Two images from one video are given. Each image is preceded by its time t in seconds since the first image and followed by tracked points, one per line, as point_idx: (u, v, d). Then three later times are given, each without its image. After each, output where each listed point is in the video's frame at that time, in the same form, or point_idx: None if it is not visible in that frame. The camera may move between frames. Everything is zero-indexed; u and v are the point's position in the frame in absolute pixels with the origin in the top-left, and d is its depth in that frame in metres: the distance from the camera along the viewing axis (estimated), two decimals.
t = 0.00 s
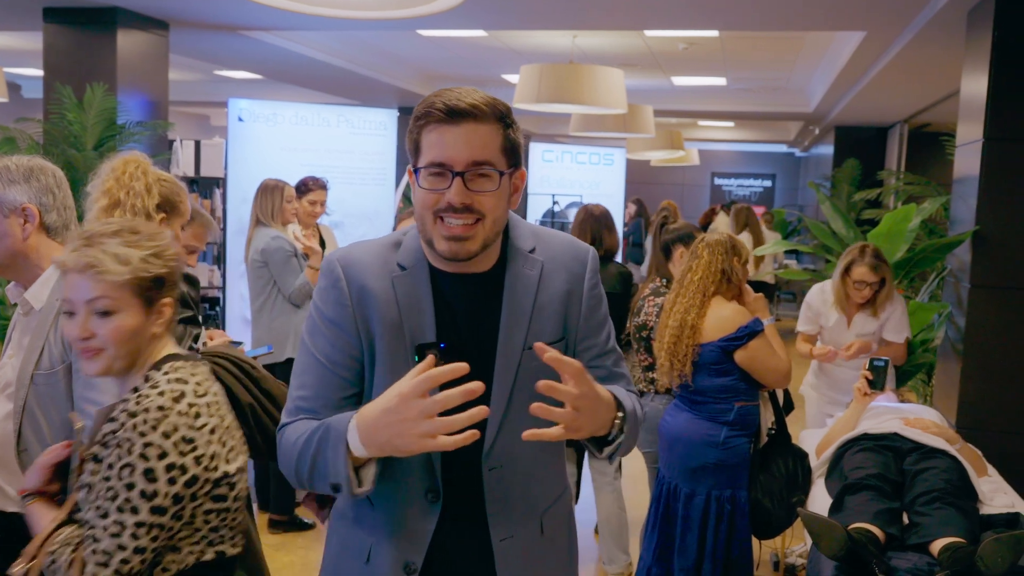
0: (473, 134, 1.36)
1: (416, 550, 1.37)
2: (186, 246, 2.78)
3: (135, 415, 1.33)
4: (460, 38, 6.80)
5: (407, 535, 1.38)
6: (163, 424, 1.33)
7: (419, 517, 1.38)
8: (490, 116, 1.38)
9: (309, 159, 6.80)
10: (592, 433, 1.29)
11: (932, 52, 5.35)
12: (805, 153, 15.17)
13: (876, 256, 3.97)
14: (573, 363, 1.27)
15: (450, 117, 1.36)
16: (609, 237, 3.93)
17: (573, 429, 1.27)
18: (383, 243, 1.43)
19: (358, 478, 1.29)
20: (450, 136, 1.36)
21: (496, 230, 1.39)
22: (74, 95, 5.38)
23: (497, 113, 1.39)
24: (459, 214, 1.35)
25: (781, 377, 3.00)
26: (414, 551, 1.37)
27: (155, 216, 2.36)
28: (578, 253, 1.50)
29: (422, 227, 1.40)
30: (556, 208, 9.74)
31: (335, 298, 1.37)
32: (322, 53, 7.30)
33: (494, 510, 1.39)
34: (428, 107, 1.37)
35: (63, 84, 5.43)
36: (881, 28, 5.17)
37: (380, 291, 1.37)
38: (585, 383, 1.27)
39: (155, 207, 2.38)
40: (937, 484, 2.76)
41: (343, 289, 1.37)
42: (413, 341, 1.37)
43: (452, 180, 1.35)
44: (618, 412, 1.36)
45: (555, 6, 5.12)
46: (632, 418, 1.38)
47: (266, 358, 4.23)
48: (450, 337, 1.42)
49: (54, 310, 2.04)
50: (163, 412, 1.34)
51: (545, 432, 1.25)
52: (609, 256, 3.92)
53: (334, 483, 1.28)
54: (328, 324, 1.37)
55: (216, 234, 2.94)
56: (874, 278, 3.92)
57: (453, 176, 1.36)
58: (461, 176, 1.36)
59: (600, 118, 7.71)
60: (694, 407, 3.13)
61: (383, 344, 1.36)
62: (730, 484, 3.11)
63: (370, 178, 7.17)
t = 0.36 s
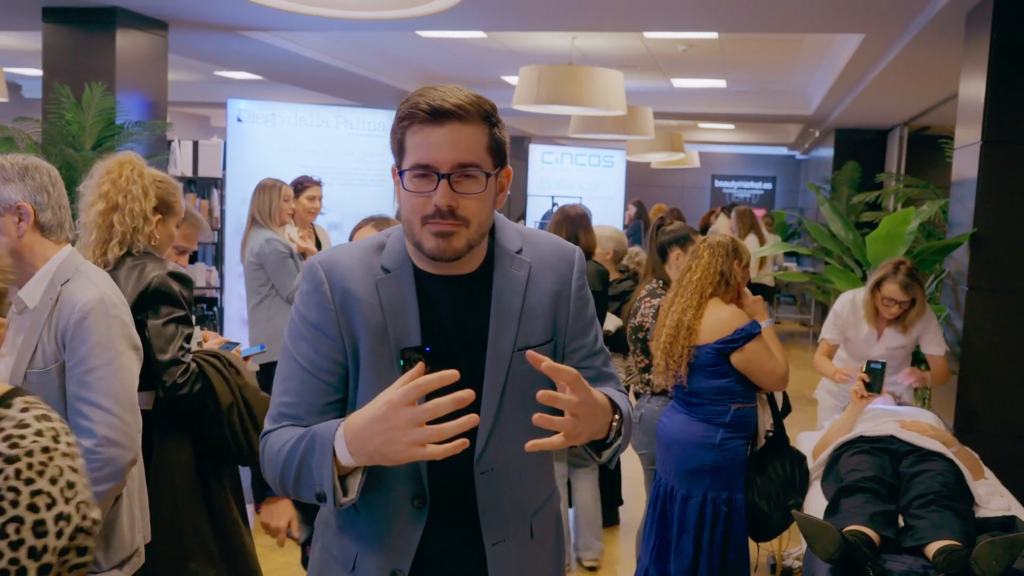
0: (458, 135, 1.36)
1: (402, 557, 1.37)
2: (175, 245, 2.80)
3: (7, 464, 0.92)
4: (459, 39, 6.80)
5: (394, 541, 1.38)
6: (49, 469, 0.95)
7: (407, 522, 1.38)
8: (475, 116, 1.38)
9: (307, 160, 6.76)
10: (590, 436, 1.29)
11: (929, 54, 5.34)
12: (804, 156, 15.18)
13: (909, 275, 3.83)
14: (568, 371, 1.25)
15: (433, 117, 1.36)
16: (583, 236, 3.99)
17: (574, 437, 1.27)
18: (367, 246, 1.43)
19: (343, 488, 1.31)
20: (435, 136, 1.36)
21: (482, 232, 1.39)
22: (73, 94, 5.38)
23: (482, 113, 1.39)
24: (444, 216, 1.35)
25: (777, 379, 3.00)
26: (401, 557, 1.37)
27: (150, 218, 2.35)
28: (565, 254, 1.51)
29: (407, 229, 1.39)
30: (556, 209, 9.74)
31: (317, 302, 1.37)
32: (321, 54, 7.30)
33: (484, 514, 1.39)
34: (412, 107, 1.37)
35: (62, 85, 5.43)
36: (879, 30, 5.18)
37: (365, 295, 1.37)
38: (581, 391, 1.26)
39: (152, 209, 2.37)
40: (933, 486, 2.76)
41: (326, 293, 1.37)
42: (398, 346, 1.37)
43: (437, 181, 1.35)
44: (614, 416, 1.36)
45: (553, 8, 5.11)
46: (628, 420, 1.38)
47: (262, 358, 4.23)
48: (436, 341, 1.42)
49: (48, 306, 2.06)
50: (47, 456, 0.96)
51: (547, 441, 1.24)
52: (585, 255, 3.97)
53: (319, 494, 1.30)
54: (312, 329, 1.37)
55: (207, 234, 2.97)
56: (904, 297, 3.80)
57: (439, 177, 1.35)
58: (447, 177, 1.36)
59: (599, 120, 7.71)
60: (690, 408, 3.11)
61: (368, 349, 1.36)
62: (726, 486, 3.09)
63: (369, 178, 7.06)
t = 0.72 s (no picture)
0: (456, 129, 1.35)
1: (401, 553, 1.31)
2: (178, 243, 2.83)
3: None
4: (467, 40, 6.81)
5: (392, 538, 1.31)
6: None
7: (404, 521, 1.31)
8: (471, 110, 1.36)
9: (314, 160, 6.70)
10: (594, 419, 1.23)
11: (937, 55, 5.31)
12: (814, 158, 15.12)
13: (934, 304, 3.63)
14: (573, 350, 1.20)
15: (431, 111, 1.35)
16: (580, 237, 4.06)
17: (578, 416, 1.21)
18: (361, 243, 1.41)
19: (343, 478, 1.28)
20: (433, 131, 1.34)
21: (477, 228, 1.37)
22: (83, 94, 5.42)
23: (479, 107, 1.37)
24: (440, 211, 1.33)
25: (781, 380, 2.99)
26: (398, 553, 1.31)
27: (150, 216, 2.37)
28: (559, 249, 1.49)
29: (405, 224, 1.38)
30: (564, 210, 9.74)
31: (311, 299, 1.35)
32: (329, 55, 7.33)
33: (483, 508, 1.34)
34: (409, 101, 1.35)
35: (72, 85, 5.47)
36: (887, 31, 5.16)
37: (360, 290, 1.35)
38: (585, 368, 1.20)
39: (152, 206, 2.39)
40: (935, 487, 2.74)
41: (321, 290, 1.35)
42: (393, 340, 1.34)
43: (435, 175, 1.34)
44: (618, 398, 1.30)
45: (558, 8, 5.11)
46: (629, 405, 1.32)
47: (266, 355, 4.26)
48: (432, 338, 1.39)
49: (47, 302, 2.07)
50: None
51: (551, 422, 1.19)
52: (583, 255, 4.02)
53: (318, 484, 1.27)
54: (307, 325, 1.35)
55: (209, 230, 2.98)
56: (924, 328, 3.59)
57: (436, 171, 1.34)
58: (443, 171, 1.34)
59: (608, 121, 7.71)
60: (692, 408, 3.10)
61: (363, 343, 1.34)
62: (726, 486, 3.07)
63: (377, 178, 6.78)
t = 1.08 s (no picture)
0: (436, 119, 1.26)
1: (379, 548, 1.26)
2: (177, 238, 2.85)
3: None
4: (473, 38, 6.81)
5: (370, 534, 1.26)
6: None
7: (383, 518, 1.26)
8: (453, 101, 1.28)
9: (321, 158, 6.74)
10: (564, 414, 1.22)
11: (946, 52, 5.26)
12: (826, 156, 15.05)
13: (941, 324, 3.55)
14: (540, 344, 1.18)
15: (410, 100, 1.26)
16: (591, 237, 4.06)
17: (549, 412, 1.20)
18: (342, 237, 1.35)
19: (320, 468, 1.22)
20: (412, 121, 1.26)
21: (459, 221, 1.28)
22: (91, 92, 5.46)
23: (461, 99, 1.29)
24: (419, 202, 1.24)
25: (778, 377, 2.98)
26: (377, 549, 1.26)
27: (145, 212, 2.38)
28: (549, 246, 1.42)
29: (385, 216, 1.29)
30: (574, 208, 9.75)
31: (293, 294, 1.28)
32: (337, 53, 7.35)
33: (462, 504, 1.28)
34: (390, 91, 1.27)
35: (81, 83, 5.51)
36: (894, 29, 5.12)
37: (339, 283, 1.29)
38: (555, 363, 1.19)
39: (146, 202, 2.40)
40: (933, 487, 2.72)
41: (302, 283, 1.28)
42: (373, 335, 1.28)
43: (415, 165, 1.25)
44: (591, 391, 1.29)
45: (564, 5, 5.09)
46: (605, 402, 1.31)
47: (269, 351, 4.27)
48: (414, 333, 1.32)
49: (42, 295, 2.07)
50: None
51: (519, 418, 1.17)
52: (589, 254, 4.02)
53: (296, 475, 1.21)
54: (286, 320, 1.29)
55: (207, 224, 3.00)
56: (930, 346, 3.51)
57: (416, 162, 1.25)
58: (423, 162, 1.26)
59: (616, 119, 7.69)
60: (690, 406, 3.10)
61: (343, 338, 1.28)
62: (725, 484, 3.06)
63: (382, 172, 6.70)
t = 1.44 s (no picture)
0: (419, 116, 1.26)
1: (358, 543, 1.27)
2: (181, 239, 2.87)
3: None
4: (483, 38, 6.82)
5: (349, 529, 1.27)
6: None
7: (363, 513, 1.27)
8: (438, 99, 1.27)
9: (331, 157, 6.79)
10: (548, 400, 1.21)
11: (957, 52, 5.23)
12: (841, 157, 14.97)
13: (947, 331, 3.52)
14: (511, 331, 1.19)
15: (394, 96, 1.26)
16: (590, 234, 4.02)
17: (530, 396, 1.19)
18: (323, 234, 1.35)
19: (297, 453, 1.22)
20: (396, 117, 1.26)
21: (441, 217, 1.28)
22: (102, 92, 5.50)
23: (446, 96, 1.29)
24: (401, 197, 1.24)
25: (778, 377, 2.97)
26: (356, 546, 1.27)
27: (149, 212, 2.40)
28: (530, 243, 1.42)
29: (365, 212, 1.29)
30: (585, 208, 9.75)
31: (272, 290, 1.29)
32: (348, 53, 7.38)
33: (441, 501, 1.28)
34: (373, 86, 1.26)
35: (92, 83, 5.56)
36: (903, 27, 5.09)
37: (318, 279, 1.29)
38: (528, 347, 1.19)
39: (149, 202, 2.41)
40: (936, 487, 2.70)
41: (280, 280, 1.29)
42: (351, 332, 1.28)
43: (397, 161, 1.25)
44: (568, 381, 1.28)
45: (571, 4, 5.10)
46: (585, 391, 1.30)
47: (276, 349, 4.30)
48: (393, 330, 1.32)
49: (42, 292, 2.07)
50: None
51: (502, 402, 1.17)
52: (588, 250, 4.00)
53: (273, 462, 1.21)
54: (266, 316, 1.29)
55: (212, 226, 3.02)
56: (935, 353, 3.48)
57: (398, 157, 1.25)
58: (405, 158, 1.26)
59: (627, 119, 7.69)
60: (691, 405, 3.09)
61: (322, 334, 1.28)
62: (726, 484, 3.05)
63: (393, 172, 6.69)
